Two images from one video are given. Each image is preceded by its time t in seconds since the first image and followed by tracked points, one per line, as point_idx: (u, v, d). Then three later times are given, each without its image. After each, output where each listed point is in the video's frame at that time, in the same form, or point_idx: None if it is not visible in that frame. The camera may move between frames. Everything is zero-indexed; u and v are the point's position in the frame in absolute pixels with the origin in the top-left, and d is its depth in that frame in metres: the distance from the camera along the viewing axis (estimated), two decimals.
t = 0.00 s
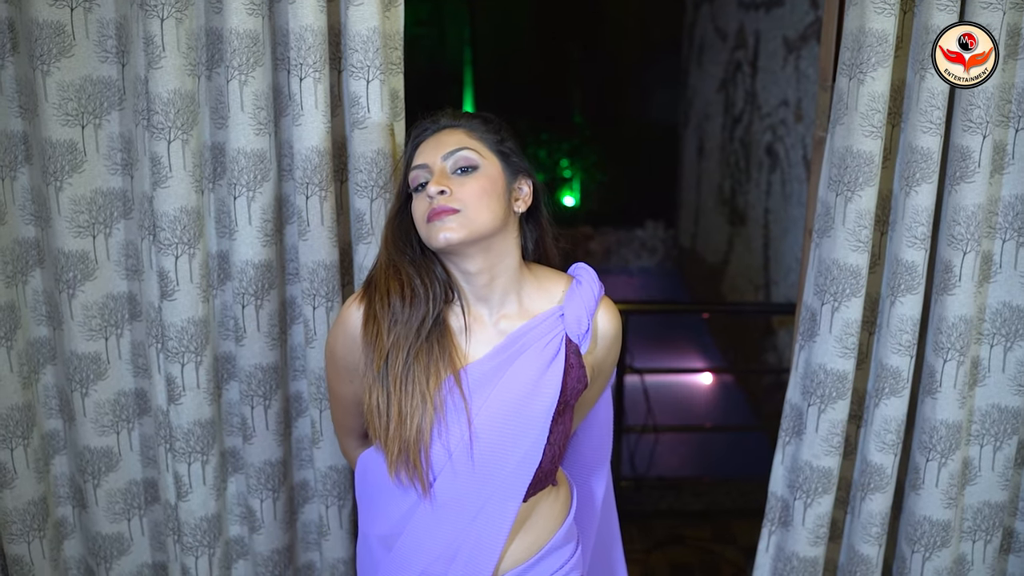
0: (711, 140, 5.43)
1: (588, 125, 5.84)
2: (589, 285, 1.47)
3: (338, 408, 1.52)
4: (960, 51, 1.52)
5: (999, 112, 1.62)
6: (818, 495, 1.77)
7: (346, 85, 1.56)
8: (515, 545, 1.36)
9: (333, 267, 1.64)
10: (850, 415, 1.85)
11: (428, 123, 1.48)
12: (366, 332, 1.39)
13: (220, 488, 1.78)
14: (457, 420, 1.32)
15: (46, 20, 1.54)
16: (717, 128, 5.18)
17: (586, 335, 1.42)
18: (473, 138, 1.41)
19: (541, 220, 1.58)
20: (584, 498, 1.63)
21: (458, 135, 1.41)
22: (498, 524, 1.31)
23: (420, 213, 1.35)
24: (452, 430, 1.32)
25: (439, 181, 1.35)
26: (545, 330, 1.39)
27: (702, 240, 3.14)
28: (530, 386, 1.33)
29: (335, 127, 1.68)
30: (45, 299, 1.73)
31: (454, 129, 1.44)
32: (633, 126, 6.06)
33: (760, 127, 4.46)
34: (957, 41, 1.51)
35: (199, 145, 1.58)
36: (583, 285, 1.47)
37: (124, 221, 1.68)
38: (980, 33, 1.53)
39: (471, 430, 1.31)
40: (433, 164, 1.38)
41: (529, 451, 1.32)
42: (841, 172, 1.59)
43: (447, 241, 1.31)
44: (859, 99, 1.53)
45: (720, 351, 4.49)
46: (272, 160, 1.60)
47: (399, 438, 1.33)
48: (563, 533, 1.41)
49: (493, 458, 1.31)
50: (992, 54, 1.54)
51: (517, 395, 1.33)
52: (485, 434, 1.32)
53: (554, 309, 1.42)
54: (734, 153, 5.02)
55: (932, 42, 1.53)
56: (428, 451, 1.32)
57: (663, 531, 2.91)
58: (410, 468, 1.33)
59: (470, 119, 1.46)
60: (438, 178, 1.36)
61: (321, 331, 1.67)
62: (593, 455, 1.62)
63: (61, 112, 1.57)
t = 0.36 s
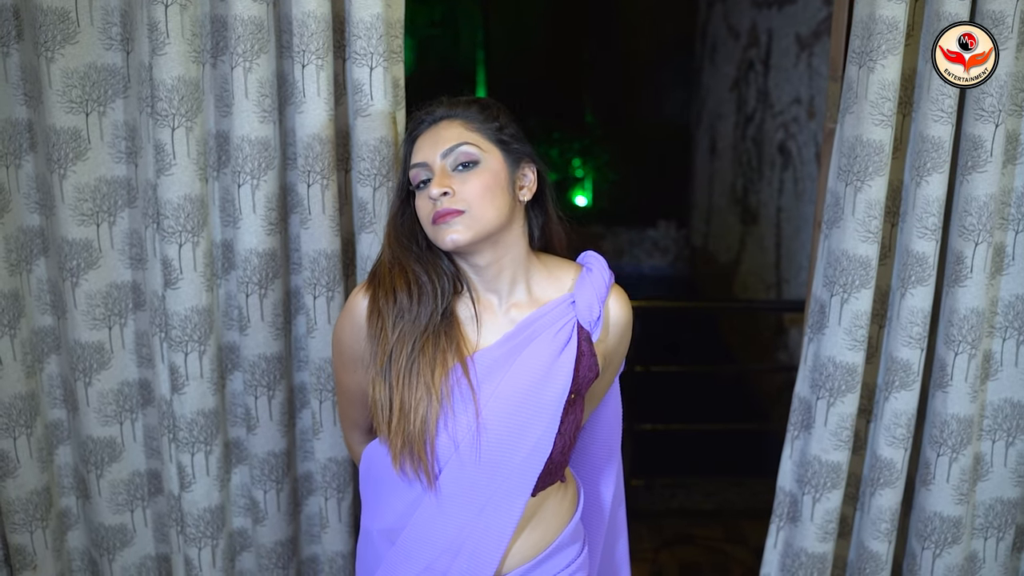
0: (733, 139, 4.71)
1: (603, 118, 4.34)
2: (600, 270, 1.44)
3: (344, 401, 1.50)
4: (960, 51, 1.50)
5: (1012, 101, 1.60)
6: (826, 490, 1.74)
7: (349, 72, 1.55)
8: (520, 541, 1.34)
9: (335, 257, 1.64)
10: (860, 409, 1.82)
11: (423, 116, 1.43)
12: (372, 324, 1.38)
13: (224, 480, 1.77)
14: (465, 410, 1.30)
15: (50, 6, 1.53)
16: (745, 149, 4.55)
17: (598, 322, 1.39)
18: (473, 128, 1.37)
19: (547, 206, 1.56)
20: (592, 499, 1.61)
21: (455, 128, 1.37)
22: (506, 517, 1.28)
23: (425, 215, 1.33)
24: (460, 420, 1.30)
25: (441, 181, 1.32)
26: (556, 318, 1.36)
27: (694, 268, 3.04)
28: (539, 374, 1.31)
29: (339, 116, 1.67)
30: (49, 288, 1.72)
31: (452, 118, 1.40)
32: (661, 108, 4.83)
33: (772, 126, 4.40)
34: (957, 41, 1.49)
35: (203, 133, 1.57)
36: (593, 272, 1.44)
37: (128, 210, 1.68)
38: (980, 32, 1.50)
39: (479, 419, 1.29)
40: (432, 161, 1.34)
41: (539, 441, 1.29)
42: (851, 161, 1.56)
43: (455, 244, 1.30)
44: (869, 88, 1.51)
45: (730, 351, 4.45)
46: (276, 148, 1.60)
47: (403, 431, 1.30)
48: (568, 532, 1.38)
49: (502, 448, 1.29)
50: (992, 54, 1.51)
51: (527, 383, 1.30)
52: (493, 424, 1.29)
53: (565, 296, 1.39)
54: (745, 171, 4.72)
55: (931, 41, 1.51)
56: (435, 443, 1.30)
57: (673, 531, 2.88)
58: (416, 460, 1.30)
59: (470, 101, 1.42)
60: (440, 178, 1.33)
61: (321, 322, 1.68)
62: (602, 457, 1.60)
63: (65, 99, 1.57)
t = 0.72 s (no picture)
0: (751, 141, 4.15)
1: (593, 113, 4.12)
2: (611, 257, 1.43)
3: (347, 391, 1.48)
4: (960, 51, 1.48)
5: None
6: (834, 486, 1.72)
7: (352, 60, 1.54)
8: (528, 535, 1.32)
9: (336, 246, 1.63)
10: (868, 404, 1.80)
11: (419, 109, 1.39)
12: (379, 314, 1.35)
13: (225, 472, 1.75)
14: (477, 398, 1.28)
15: None
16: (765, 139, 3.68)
17: (610, 309, 1.38)
18: (472, 117, 1.34)
19: (555, 189, 1.54)
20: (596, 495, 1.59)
21: (452, 119, 1.34)
22: (516, 506, 1.26)
23: (430, 212, 1.31)
24: (472, 409, 1.28)
25: (443, 178, 1.30)
26: (568, 305, 1.35)
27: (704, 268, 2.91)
28: (553, 362, 1.29)
29: (342, 105, 1.66)
30: (51, 278, 1.71)
31: (448, 109, 1.37)
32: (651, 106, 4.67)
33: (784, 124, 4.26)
34: (957, 41, 1.48)
35: (205, 121, 1.56)
36: (604, 259, 1.43)
37: (130, 199, 1.67)
38: (980, 32, 1.48)
39: (492, 408, 1.27)
40: (432, 156, 1.32)
41: (552, 429, 1.28)
42: (859, 151, 1.54)
43: (464, 240, 1.29)
44: (877, 76, 1.49)
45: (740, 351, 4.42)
46: (279, 136, 1.59)
47: (414, 420, 1.28)
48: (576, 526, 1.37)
49: (515, 436, 1.27)
50: (992, 54, 1.49)
51: (541, 370, 1.29)
52: (506, 412, 1.27)
53: (576, 283, 1.38)
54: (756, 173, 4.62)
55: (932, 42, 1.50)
56: (447, 433, 1.28)
57: (681, 531, 2.86)
58: (427, 450, 1.27)
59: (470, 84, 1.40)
60: (441, 173, 1.31)
61: (323, 312, 1.66)
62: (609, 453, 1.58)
63: (67, 87, 1.56)
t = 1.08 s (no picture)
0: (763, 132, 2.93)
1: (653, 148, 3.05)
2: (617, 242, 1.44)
3: (350, 382, 1.44)
4: (960, 51, 1.46)
5: None
6: (839, 481, 1.70)
7: (355, 49, 1.54)
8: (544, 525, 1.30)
9: (339, 236, 1.63)
10: (874, 398, 1.78)
11: (417, 101, 1.32)
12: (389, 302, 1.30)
13: (225, 463, 1.75)
14: (494, 384, 1.25)
15: None
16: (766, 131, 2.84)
17: (620, 293, 1.39)
18: (473, 109, 1.29)
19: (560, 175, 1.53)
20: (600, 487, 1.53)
21: (453, 112, 1.28)
22: (535, 493, 1.23)
23: (438, 209, 1.28)
24: (489, 395, 1.25)
25: (450, 176, 1.26)
26: (580, 291, 1.34)
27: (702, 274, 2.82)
28: (570, 345, 1.27)
29: (344, 95, 1.66)
30: (53, 268, 1.71)
31: (448, 100, 1.30)
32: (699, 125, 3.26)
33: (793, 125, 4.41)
34: (957, 41, 1.46)
35: (207, 110, 1.56)
36: (610, 245, 1.44)
37: (132, 189, 1.67)
38: (981, 32, 1.47)
39: (510, 393, 1.24)
40: (436, 152, 1.27)
41: (570, 414, 1.25)
42: (864, 141, 1.53)
43: (475, 237, 1.26)
44: (883, 65, 1.47)
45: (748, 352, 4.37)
46: (280, 125, 1.58)
47: (431, 407, 1.25)
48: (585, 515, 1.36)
49: (534, 422, 1.24)
50: (993, 54, 1.47)
51: (558, 355, 1.26)
52: (525, 397, 1.24)
53: (587, 267, 1.38)
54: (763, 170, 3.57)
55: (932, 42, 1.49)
56: (463, 420, 1.25)
57: (687, 532, 2.83)
58: (444, 438, 1.24)
59: (467, 66, 1.35)
60: (447, 170, 1.26)
61: (325, 303, 1.66)
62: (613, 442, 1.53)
63: (69, 76, 1.56)
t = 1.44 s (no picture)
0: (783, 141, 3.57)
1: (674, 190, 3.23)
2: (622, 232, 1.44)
3: (351, 380, 1.38)
4: (960, 51, 1.46)
5: None
6: (840, 479, 1.69)
7: (356, 44, 1.54)
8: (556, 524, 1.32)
9: (339, 231, 1.63)
10: (875, 397, 1.78)
11: (421, 96, 1.29)
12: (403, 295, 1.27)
13: (225, 460, 1.75)
14: (515, 377, 1.24)
15: None
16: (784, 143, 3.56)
17: (629, 283, 1.38)
18: (479, 104, 1.26)
19: (566, 164, 1.51)
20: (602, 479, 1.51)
21: (459, 109, 1.25)
22: (553, 487, 1.24)
23: (447, 207, 1.26)
24: (510, 387, 1.24)
25: (459, 175, 1.24)
26: (593, 281, 1.33)
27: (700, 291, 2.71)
28: (588, 337, 1.27)
29: (346, 91, 1.66)
30: (55, 264, 1.72)
31: (453, 95, 1.27)
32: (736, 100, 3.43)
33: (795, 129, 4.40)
34: (957, 41, 1.46)
35: (207, 105, 1.57)
36: (615, 233, 1.44)
37: (133, 184, 1.68)
38: (981, 32, 1.47)
39: (532, 386, 1.23)
40: (442, 150, 1.25)
41: (588, 406, 1.25)
42: (864, 137, 1.52)
43: (484, 236, 1.26)
44: (882, 60, 1.47)
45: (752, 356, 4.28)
46: (281, 121, 1.59)
47: (451, 402, 1.23)
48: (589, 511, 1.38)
49: (556, 415, 1.24)
50: (993, 54, 1.47)
51: (578, 347, 1.26)
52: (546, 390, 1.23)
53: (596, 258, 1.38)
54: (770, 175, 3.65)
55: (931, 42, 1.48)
56: (484, 413, 1.23)
57: (691, 537, 2.81)
58: (466, 432, 1.23)
59: (470, 59, 1.32)
60: (454, 169, 1.24)
61: (326, 298, 1.66)
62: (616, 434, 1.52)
63: (71, 72, 1.57)
